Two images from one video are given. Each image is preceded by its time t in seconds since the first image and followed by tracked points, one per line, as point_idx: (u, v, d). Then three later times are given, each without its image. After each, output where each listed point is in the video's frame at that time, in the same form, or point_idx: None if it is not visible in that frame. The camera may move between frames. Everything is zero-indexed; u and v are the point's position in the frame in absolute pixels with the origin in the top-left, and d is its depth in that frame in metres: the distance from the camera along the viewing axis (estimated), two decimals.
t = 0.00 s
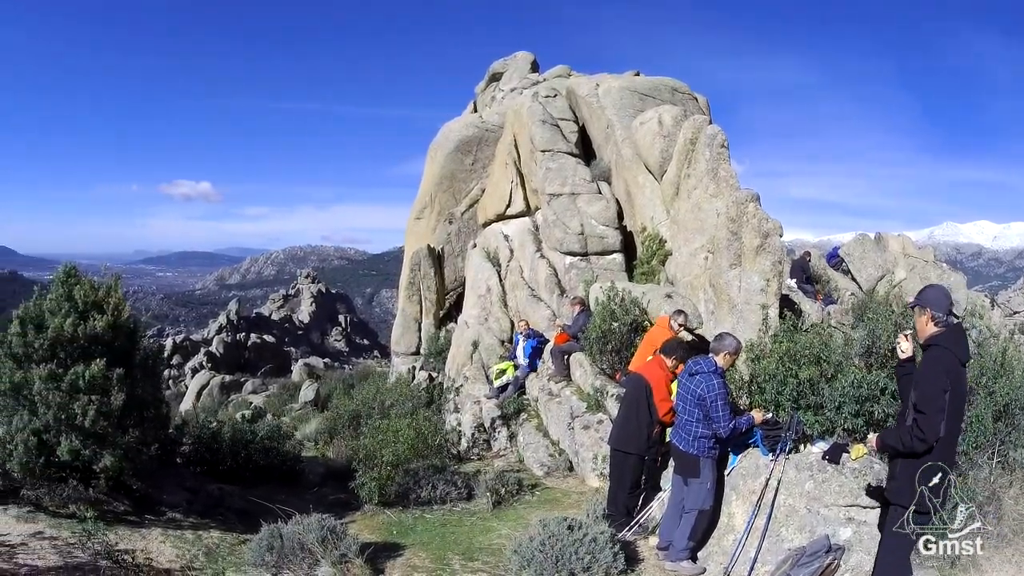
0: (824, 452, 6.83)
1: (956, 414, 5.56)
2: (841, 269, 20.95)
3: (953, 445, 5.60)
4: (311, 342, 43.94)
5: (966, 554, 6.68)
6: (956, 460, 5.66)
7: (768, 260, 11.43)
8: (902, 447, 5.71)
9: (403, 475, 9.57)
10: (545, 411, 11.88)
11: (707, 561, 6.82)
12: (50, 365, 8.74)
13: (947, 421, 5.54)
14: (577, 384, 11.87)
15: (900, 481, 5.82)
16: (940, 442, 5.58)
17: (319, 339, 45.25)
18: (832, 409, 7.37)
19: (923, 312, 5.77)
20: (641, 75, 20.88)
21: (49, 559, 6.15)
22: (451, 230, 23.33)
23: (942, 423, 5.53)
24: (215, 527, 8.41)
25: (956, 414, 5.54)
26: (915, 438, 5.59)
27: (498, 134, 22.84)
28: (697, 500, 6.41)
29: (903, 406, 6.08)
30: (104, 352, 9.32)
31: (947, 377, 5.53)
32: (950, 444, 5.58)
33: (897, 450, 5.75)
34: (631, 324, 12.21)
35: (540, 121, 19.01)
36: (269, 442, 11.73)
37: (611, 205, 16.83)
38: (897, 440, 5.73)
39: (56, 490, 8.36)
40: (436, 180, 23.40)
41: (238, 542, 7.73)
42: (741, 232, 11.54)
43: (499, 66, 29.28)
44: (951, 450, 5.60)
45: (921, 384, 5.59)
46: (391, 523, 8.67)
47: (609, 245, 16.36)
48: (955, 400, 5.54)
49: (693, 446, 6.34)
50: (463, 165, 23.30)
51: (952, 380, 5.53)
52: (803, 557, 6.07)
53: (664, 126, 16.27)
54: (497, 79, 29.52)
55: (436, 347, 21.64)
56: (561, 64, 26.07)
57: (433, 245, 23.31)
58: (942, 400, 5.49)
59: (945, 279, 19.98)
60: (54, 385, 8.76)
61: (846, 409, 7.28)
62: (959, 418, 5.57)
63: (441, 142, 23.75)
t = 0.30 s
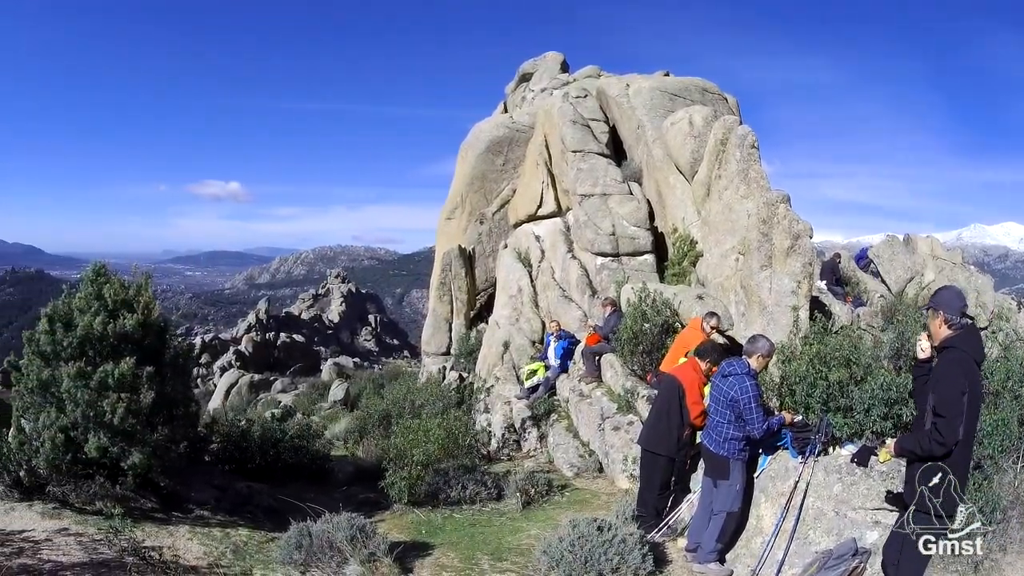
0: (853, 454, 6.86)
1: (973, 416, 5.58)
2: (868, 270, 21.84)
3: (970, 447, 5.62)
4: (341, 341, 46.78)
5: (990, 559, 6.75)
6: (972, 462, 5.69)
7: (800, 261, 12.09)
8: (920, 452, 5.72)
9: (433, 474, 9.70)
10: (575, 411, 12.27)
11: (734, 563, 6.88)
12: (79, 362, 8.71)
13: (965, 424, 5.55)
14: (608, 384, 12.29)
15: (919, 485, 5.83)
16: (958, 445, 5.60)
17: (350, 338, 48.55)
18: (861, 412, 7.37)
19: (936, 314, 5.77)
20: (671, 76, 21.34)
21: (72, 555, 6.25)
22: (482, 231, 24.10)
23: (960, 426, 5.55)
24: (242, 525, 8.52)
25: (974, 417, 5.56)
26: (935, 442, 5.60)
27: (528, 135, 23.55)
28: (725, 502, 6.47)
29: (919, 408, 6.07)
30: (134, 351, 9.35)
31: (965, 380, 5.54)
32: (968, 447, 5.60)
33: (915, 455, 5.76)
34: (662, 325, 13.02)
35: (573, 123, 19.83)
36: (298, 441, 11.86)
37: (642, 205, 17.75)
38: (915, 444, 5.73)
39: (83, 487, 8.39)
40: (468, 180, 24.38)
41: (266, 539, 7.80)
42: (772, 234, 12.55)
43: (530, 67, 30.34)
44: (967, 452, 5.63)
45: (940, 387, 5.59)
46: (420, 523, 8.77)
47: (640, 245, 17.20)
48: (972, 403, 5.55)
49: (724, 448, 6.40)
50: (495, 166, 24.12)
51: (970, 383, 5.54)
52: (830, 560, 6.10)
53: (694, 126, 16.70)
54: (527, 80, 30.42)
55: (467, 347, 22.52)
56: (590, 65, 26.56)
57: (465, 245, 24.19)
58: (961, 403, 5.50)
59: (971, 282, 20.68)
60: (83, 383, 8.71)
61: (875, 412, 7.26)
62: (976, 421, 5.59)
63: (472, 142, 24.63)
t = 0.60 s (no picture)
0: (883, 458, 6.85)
1: (991, 418, 5.60)
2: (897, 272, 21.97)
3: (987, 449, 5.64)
4: (370, 341, 47.98)
5: (1013, 564, 6.55)
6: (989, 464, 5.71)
7: (830, 264, 12.85)
8: (940, 455, 5.72)
9: (463, 474, 9.94)
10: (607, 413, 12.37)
11: (763, 566, 6.95)
12: (108, 362, 8.92)
13: (984, 425, 5.57)
14: (639, 386, 12.39)
15: (937, 488, 5.83)
16: (976, 447, 5.61)
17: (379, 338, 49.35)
18: (891, 415, 7.37)
19: (951, 318, 5.79)
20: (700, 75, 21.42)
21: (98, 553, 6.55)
22: (513, 231, 24.36)
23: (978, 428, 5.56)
24: (269, 524, 8.71)
25: (991, 418, 5.57)
26: (954, 445, 5.60)
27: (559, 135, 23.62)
28: (755, 505, 6.59)
29: (937, 410, 6.10)
30: (165, 350, 9.52)
31: (982, 381, 5.56)
32: (985, 448, 5.62)
33: (934, 458, 5.76)
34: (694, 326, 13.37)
35: (603, 124, 20.21)
36: (329, 440, 12.17)
37: (673, 206, 18.12)
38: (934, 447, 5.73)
39: (110, 485, 8.77)
40: (498, 180, 24.43)
41: (293, 540, 7.99)
42: (804, 235, 13.10)
43: (559, 67, 30.42)
44: (985, 454, 5.65)
45: (959, 390, 5.60)
46: (446, 525, 8.95)
47: (672, 246, 17.65)
48: (990, 404, 5.57)
49: (754, 449, 6.49)
50: (525, 165, 24.18)
51: (988, 384, 5.57)
52: (857, 564, 6.25)
53: (726, 127, 16.94)
54: (557, 80, 30.64)
55: (497, 348, 22.28)
56: (621, 64, 26.61)
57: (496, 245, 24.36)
58: (979, 404, 5.52)
59: (999, 284, 21.01)
60: (113, 382, 8.94)
61: (904, 416, 7.27)
62: (992, 422, 5.61)
63: (503, 141, 24.73)
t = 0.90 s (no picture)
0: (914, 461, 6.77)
1: (1005, 416, 5.56)
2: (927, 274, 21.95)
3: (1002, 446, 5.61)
4: (402, 341, 48.42)
5: None
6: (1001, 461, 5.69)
7: (862, 265, 13.22)
8: (957, 455, 5.64)
9: (495, 474, 10.16)
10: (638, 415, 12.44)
11: (792, 569, 6.99)
12: (138, 361, 9.34)
13: (999, 424, 5.52)
14: (671, 387, 12.36)
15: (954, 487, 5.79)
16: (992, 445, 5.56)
17: (411, 338, 49.87)
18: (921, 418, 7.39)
19: (962, 318, 5.73)
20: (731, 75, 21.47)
21: (123, 550, 6.85)
22: (545, 232, 24.32)
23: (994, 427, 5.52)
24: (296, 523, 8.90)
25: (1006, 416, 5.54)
26: (973, 444, 5.53)
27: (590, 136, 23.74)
28: (785, 508, 6.71)
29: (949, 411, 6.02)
30: (195, 349, 9.91)
31: (997, 380, 5.53)
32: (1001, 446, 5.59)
33: (951, 458, 5.68)
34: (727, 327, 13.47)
35: (634, 123, 20.26)
36: (360, 440, 12.57)
37: (706, 207, 18.17)
38: (952, 447, 5.65)
39: (137, 483, 9.07)
40: (530, 181, 24.70)
41: (321, 539, 8.21)
42: (835, 236, 13.39)
43: (589, 67, 30.47)
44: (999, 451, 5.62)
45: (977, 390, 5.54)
46: (476, 524, 9.24)
47: (704, 247, 17.60)
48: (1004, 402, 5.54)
49: (786, 452, 6.59)
50: (557, 166, 24.54)
51: (1002, 382, 5.53)
52: (885, 567, 6.27)
53: (757, 127, 17.10)
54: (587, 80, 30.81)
55: (529, 349, 22.85)
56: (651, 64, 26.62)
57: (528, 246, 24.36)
58: (995, 404, 5.48)
59: None
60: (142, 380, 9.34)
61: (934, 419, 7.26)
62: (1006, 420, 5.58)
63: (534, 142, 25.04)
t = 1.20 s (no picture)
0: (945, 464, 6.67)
1: None
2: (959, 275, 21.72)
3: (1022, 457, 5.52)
4: (433, 343, 51.11)
5: None
6: None
7: (894, 265, 13.25)
8: (975, 464, 5.59)
9: (527, 476, 10.52)
10: (670, 417, 12.53)
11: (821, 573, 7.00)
12: (167, 361, 9.86)
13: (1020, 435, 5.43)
14: (703, 390, 12.41)
15: (974, 498, 5.71)
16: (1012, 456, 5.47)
17: (442, 341, 52.46)
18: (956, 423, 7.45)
19: (981, 321, 5.75)
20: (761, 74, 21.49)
21: (151, 549, 6.96)
22: (578, 233, 24.87)
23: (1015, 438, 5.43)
24: (326, 524, 9.41)
25: None
26: (991, 455, 5.46)
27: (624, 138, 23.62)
28: (821, 514, 6.81)
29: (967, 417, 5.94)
30: (225, 349, 10.47)
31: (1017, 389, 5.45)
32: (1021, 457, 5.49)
33: (969, 467, 5.62)
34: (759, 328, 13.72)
35: (665, 122, 20.33)
36: (392, 441, 13.37)
37: (738, 207, 18.16)
38: (971, 456, 5.59)
39: (166, 482, 9.46)
40: (565, 181, 25.08)
41: (349, 540, 8.55)
42: (867, 237, 13.48)
43: (620, 68, 30.63)
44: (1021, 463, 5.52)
45: (996, 398, 5.48)
46: (512, 526, 9.58)
47: (736, 248, 17.57)
48: None
49: (823, 457, 6.67)
50: (590, 167, 24.91)
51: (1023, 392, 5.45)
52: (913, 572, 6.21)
53: (788, 127, 17.16)
54: (617, 80, 30.83)
55: (562, 349, 22.53)
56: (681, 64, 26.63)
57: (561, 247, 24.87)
58: (1016, 414, 5.40)
59: None
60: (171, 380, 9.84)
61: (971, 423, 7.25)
62: None
63: (568, 143, 25.58)
